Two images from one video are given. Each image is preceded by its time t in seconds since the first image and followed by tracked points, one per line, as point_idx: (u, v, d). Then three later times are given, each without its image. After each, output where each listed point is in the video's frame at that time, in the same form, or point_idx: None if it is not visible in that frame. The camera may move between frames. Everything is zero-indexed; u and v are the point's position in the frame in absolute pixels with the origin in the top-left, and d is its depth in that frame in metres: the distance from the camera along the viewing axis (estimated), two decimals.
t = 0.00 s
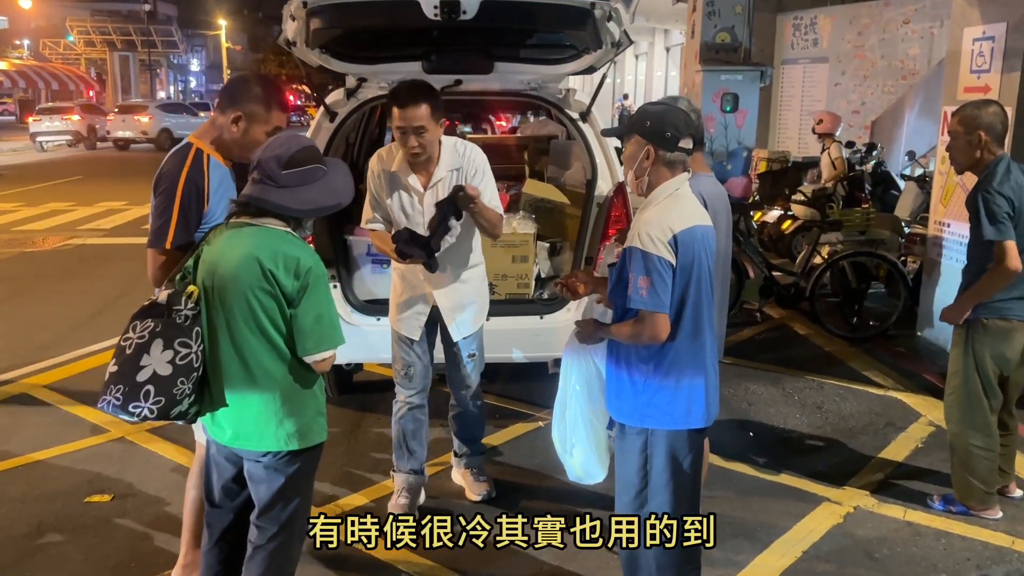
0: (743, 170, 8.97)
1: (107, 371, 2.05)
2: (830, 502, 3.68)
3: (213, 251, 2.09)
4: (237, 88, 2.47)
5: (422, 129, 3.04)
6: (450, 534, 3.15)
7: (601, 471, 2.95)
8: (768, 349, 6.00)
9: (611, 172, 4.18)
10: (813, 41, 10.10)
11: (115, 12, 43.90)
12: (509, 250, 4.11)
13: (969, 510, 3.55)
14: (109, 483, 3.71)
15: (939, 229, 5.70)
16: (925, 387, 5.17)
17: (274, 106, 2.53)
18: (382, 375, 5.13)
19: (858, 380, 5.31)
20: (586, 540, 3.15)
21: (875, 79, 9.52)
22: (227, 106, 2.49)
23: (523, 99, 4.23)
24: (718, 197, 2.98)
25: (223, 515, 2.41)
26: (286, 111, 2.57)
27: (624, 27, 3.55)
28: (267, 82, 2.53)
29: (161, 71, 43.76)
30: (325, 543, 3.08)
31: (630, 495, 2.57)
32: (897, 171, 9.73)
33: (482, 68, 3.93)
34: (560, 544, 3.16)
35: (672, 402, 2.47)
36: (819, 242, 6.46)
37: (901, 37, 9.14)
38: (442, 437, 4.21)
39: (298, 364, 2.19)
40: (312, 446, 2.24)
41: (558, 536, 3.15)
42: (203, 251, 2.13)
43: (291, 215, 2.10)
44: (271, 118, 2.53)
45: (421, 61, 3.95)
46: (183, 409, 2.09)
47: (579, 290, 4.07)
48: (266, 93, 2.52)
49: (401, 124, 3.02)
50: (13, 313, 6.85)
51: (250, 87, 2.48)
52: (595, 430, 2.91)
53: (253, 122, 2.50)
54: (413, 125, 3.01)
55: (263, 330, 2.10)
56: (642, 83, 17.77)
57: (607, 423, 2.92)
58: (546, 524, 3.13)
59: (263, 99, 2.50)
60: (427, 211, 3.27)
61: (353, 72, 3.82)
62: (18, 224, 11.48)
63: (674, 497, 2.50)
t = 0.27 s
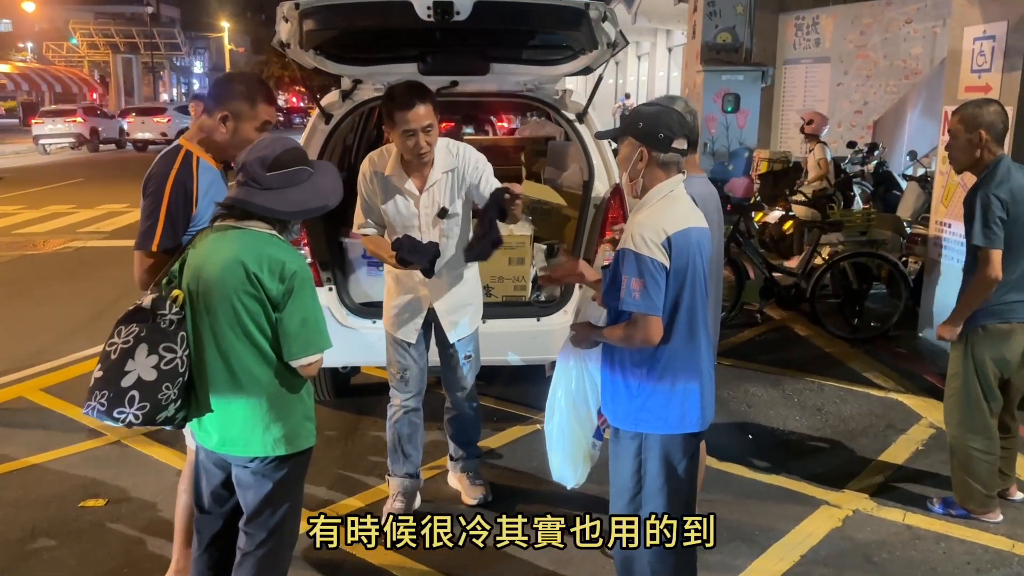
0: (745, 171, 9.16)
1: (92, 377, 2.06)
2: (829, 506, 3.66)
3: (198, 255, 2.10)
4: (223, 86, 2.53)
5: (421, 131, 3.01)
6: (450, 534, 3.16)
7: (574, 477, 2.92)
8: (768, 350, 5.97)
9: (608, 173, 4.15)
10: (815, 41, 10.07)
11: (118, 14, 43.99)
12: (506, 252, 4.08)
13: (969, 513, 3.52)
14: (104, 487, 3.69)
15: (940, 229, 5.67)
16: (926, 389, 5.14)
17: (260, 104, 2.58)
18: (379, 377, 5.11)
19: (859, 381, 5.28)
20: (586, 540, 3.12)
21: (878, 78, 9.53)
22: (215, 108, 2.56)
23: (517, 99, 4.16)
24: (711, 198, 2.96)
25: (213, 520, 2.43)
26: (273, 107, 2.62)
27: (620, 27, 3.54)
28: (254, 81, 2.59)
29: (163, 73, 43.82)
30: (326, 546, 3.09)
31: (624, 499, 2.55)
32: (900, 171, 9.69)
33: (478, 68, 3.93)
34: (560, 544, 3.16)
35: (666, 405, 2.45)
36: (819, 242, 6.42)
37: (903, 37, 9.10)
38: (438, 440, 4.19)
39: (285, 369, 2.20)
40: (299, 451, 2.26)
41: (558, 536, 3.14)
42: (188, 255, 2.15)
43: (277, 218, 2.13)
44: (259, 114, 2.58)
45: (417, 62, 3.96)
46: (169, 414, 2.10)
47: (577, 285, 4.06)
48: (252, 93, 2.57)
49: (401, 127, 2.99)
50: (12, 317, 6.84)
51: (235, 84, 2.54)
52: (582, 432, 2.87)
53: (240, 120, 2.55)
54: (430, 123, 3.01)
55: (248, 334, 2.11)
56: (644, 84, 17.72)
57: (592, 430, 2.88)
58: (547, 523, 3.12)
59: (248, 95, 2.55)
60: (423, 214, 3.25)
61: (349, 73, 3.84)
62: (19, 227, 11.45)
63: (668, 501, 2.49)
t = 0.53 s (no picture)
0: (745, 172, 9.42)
1: (74, 380, 2.04)
2: (825, 508, 3.63)
3: (180, 257, 2.09)
4: (203, 84, 2.59)
5: (415, 134, 2.99)
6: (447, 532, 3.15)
7: (559, 482, 2.90)
8: (767, 352, 5.94)
9: (602, 175, 4.20)
10: (817, 42, 10.04)
11: (123, 18, 44.16)
12: (499, 253, 4.14)
13: (967, 515, 3.49)
14: (97, 491, 3.68)
15: (940, 230, 5.63)
16: (926, 390, 5.10)
17: (239, 101, 2.62)
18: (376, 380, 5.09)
19: (858, 383, 5.24)
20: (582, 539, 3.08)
21: (881, 79, 9.46)
22: (195, 106, 2.61)
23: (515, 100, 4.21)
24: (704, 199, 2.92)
25: (200, 524, 2.42)
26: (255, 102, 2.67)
27: (613, 28, 3.51)
28: (234, 77, 2.63)
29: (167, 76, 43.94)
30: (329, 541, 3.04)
31: (613, 504, 2.51)
32: (901, 171, 9.67)
33: (471, 69, 3.90)
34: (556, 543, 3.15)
35: (657, 407, 2.42)
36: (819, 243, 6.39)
37: (905, 37, 9.07)
38: (433, 443, 4.17)
39: (269, 372, 2.19)
40: (284, 455, 2.25)
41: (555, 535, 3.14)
42: (171, 257, 2.13)
43: (258, 218, 2.12)
44: (239, 111, 2.63)
45: (411, 62, 3.90)
46: (152, 417, 2.09)
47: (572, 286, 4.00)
48: (232, 90, 2.61)
49: (395, 129, 2.97)
50: (12, 319, 6.84)
51: (214, 82, 2.59)
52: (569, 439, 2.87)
53: (219, 117, 2.60)
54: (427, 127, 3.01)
55: (231, 337, 2.11)
56: (646, 86, 17.70)
57: (581, 436, 2.87)
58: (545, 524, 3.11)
59: (227, 92, 2.60)
60: (415, 216, 3.23)
61: (342, 75, 3.77)
62: (20, 230, 11.45)
63: (659, 505, 2.45)
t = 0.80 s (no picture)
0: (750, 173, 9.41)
1: (61, 384, 2.04)
2: (825, 512, 3.60)
3: (166, 260, 2.08)
4: (191, 85, 2.72)
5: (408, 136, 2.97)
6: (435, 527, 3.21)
7: (568, 492, 2.90)
8: (769, 354, 5.91)
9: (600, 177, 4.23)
10: (822, 43, 10.00)
11: (129, 21, 44.32)
12: (498, 255, 4.07)
13: (968, 519, 3.46)
14: (93, 493, 3.67)
15: (943, 231, 5.59)
16: (928, 392, 5.06)
17: (228, 100, 2.76)
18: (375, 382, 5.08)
19: (860, 385, 5.21)
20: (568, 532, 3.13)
21: (886, 79, 9.41)
22: (185, 107, 2.74)
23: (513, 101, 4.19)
24: (699, 200, 2.90)
25: (190, 529, 2.40)
26: (243, 103, 2.81)
27: (610, 28, 3.52)
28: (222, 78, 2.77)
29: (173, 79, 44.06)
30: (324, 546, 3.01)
31: (609, 507, 2.48)
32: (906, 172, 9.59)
33: (468, 70, 3.89)
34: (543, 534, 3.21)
35: (653, 410, 2.39)
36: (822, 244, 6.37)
37: (911, 38, 9.03)
38: (430, 445, 4.15)
39: (258, 377, 2.18)
40: (274, 460, 2.24)
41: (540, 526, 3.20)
42: (158, 260, 2.13)
43: (245, 220, 2.10)
44: (228, 110, 2.76)
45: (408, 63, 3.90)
46: (139, 422, 2.08)
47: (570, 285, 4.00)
48: (220, 90, 2.74)
49: (385, 135, 2.97)
50: (14, 321, 6.86)
51: (202, 82, 2.72)
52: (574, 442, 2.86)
53: (209, 117, 2.73)
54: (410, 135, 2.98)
55: (218, 341, 2.09)
56: (650, 87, 17.66)
57: (584, 442, 2.87)
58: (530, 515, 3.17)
59: (215, 92, 2.73)
60: (408, 217, 3.21)
61: (338, 75, 3.80)
62: (24, 232, 11.48)
63: (654, 508, 2.43)
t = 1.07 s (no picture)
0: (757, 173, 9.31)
1: (57, 389, 2.02)
2: (832, 515, 3.55)
3: (162, 262, 2.05)
4: (190, 84, 2.71)
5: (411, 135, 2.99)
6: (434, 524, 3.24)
7: (581, 490, 2.88)
8: (775, 355, 5.86)
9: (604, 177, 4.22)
10: (828, 43, 9.94)
11: (137, 24, 44.49)
12: (500, 254, 4.03)
13: (977, 523, 3.42)
14: (94, 495, 3.65)
15: (952, 231, 5.53)
16: (936, 394, 5.01)
17: (226, 99, 2.75)
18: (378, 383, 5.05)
19: (867, 387, 5.16)
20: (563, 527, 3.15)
21: (893, 80, 9.36)
22: (183, 106, 2.75)
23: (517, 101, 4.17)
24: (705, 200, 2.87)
25: (189, 533, 2.38)
26: (241, 102, 2.80)
27: (614, 25, 3.54)
28: (220, 76, 2.77)
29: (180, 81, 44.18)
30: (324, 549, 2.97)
31: (612, 510, 2.44)
32: (914, 172, 9.52)
33: (471, 69, 3.88)
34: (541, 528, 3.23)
35: (658, 412, 2.36)
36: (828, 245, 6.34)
37: (919, 38, 8.97)
38: (433, 447, 4.13)
39: (256, 380, 2.16)
40: (273, 463, 2.22)
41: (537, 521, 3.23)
42: (154, 262, 2.10)
43: (244, 220, 2.08)
44: (225, 109, 2.75)
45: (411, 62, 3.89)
46: (136, 426, 2.06)
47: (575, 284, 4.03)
48: (217, 89, 2.74)
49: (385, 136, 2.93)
50: (18, 321, 6.86)
51: (200, 81, 2.72)
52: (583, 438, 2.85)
53: (206, 116, 2.73)
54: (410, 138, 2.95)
55: (215, 344, 2.06)
56: (656, 87, 17.61)
57: (586, 439, 2.86)
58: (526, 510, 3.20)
59: (213, 90, 2.72)
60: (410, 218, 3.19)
61: (341, 75, 3.78)
62: (30, 233, 11.51)
63: (658, 512, 2.39)
